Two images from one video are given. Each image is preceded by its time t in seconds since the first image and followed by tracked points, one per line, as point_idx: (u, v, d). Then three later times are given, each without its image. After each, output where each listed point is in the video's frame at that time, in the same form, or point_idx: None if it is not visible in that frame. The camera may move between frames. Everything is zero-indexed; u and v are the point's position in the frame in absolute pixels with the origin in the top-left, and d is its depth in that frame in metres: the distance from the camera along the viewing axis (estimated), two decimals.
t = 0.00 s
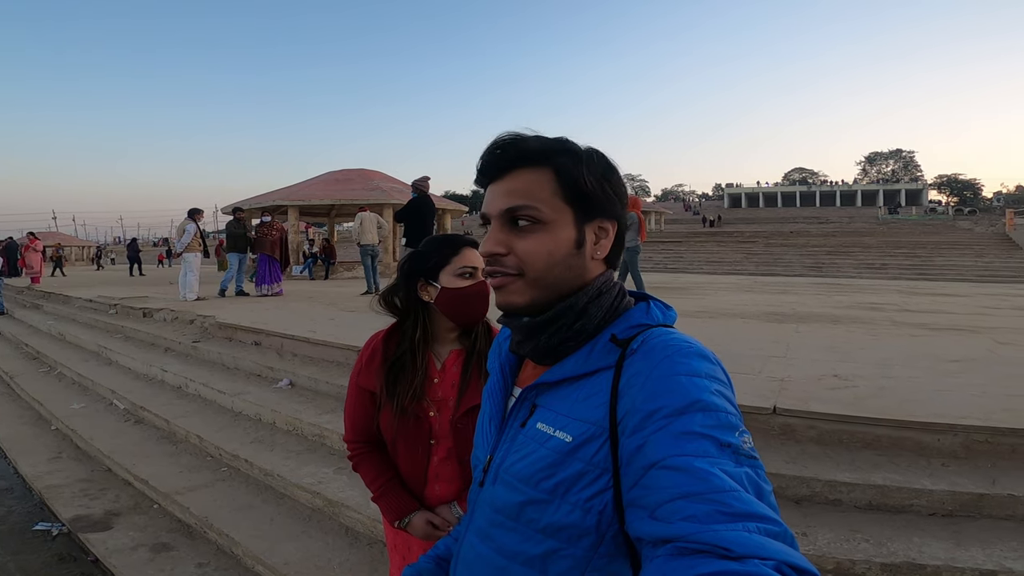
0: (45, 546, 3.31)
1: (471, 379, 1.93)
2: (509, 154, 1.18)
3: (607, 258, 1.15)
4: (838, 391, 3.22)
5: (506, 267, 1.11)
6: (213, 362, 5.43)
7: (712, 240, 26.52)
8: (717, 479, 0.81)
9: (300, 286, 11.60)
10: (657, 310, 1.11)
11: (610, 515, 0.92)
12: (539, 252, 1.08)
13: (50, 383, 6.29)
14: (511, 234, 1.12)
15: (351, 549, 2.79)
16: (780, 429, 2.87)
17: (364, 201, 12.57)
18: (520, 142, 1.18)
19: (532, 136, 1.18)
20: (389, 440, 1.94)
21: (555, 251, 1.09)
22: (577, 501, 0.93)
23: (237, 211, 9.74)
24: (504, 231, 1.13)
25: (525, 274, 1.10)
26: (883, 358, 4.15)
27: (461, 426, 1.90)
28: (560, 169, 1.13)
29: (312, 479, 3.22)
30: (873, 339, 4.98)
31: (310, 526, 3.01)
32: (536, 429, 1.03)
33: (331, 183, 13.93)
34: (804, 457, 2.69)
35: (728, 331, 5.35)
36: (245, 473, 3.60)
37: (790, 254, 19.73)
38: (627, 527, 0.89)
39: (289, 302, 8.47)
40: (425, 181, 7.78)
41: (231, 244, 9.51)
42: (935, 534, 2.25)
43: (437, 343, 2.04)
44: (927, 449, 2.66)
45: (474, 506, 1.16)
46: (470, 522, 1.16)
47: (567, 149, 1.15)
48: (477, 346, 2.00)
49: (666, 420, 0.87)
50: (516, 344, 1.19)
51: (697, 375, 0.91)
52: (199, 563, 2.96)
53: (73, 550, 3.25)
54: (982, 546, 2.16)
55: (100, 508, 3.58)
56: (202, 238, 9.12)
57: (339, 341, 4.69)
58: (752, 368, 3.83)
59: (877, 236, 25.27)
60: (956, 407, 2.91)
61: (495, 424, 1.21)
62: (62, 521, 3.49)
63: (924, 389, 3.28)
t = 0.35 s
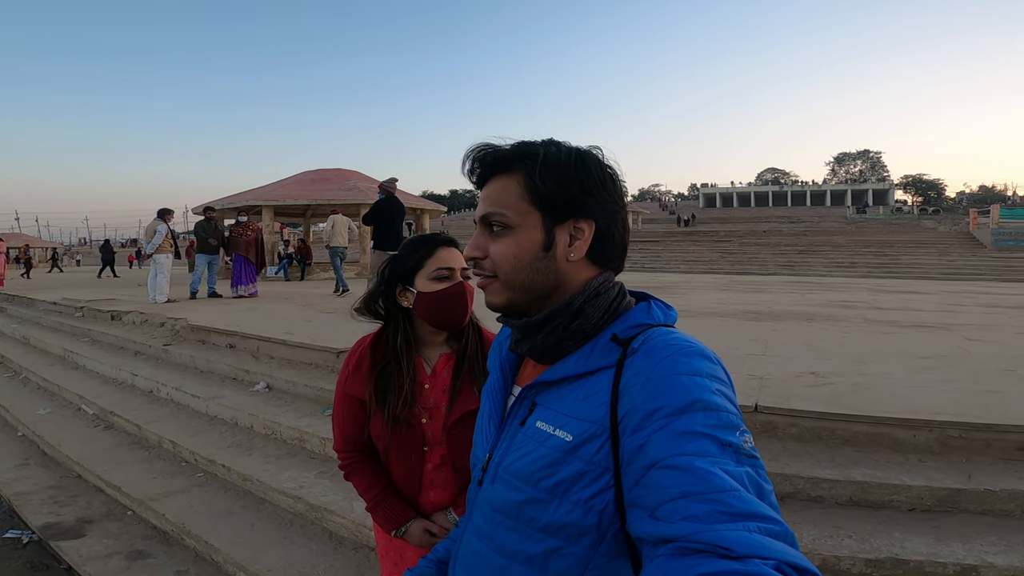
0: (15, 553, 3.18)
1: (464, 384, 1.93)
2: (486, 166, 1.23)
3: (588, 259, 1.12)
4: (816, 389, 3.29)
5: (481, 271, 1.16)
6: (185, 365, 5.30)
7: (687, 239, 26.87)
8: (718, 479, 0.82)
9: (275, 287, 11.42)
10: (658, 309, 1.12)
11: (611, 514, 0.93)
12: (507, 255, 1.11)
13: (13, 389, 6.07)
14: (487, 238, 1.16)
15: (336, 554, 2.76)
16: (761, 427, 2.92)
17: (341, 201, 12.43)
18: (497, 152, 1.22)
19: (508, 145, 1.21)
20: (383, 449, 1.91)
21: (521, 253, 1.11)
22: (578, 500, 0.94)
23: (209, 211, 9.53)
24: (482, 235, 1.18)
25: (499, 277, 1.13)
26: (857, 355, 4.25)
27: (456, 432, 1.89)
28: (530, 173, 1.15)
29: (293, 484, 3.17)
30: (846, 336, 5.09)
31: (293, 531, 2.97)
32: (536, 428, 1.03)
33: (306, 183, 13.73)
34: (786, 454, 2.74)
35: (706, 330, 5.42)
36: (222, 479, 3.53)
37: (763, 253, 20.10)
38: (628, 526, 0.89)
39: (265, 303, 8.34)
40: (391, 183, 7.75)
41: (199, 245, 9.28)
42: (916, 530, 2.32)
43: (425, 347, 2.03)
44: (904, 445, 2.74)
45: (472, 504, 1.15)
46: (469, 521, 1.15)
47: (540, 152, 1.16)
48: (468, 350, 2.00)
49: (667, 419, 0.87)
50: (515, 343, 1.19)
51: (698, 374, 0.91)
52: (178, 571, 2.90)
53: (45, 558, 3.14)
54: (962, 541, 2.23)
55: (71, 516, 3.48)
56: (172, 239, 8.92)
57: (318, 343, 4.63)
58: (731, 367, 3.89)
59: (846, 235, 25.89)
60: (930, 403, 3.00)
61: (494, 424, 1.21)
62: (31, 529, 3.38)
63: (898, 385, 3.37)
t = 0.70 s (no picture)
0: None
1: (447, 384, 1.86)
2: (488, 165, 1.23)
3: (588, 257, 1.12)
4: (799, 385, 3.34)
5: (482, 268, 1.16)
6: (163, 366, 5.21)
7: (669, 235, 27.08)
8: (717, 478, 0.82)
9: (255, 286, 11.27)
10: (657, 309, 1.12)
11: (612, 513, 0.93)
12: (508, 251, 1.11)
13: None
14: (488, 235, 1.16)
15: (322, 556, 2.73)
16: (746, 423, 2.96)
17: (323, 198, 12.30)
18: (499, 150, 1.22)
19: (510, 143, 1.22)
20: (366, 444, 1.92)
21: (522, 251, 1.11)
22: (578, 500, 0.94)
23: (183, 206, 9.29)
24: (482, 233, 1.18)
25: (500, 273, 1.13)
26: (837, 351, 4.32)
27: (433, 432, 1.81)
28: (531, 170, 1.15)
29: (277, 486, 3.13)
30: (827, 332, 5.18)
31: (278, 533, 2.94)
32: (534, 427, 1.03)
33: (287, 180, 13.55)
34: (772, 451, 2.78)
35: (691, 326, 5.47)
36: (203, 481, 3.48)
37: (743, 249, 20.34)
38: (629, 526, 0.90)
39: (245, 302, 8.22)
40: (359, 178, 7.57)
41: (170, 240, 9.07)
42: (900, 526, 2.36)
43: (419, 345, 2.01)
44: (886, 441, 2.79)
45: (471, 504, 1.15)
46: (468, 521, 1.15)
47: (541, 151, 1.16)
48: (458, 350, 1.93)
49: (667, 419, 0.88)
50: (514, 341, 1.19)
51: (698, 373, 0.92)
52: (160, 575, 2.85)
53: (23, 563, 3.06)
54: (945, 536, 2.28)
55: (48, 520, 3.40)
56: (149, 237, 8.75)
57: (300, 342, 4.58)
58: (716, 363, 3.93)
59: (824, 231, 26.31)
60: (911, 398, 3.06)
61: (492, 422, 1.20)
62: (7, 535, 3.29)
63: (879, 381, 3.44)
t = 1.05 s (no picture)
0: None
1: (420, 384, 1.81)
2: (477, 165, 1.24)
3: (572, 259, 1.12)
4: (789, 384, 3.36)
5: (467, 264, 1.17)
6: (151, 364, 5.17)
7: (661, 234, 27.16)
8: (717, 478, 0.82)
9: (246, 283, 11.20)
10: (656, 309, 1.12)
11: (613, 514, 0.92)
12: (491, 249, 1.12)
13: None
14: (475, 233, 1.18)
15: (310, 557, 2.72)
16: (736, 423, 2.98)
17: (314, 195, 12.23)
18: (489, 151, 1.23)
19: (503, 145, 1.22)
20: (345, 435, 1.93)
21: (505, 249, 1.11)
22: (578, 500, 0.94)
23: (168, 204, 9.18)
24: (470, 230, 1.19)
25: (482, 271, 1.14)
26: (827, 350, 4.35)
27: (401, 431, 1.77)
28: (519, 172, 1.15)
29: (265, 486, 3.12)
30: (817, 331, 5.20)
31: (266, 533, 2.92)
32: (534, 428, 1.03)
33: (278, 177, 13.48)
34: (761, 451, 2.79)
35: (682, 326, 5.48)
36: (190, 481, 3.46)
37: (735, 248, 20.41)
38: (629, 526, 0.90)
39: (236, 300, 8.17)
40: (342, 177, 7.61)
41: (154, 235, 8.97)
42: (888, 527, 2.38)
43: (409, 344, 1.99)
44: (875, 441, 2.82)
45: (471, 505, 1.15)
46: (468, 522, 1.15)
47: (531, 153, 1.17)
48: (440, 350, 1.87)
49: (666, 418, 0.88)
50: (510, 343, 1.19)
51: (697, 373, 0.92)
52: None
53: (6, 564, 3.03)
54: (932, 538, 2.30)
55: (32, 520, 3.37)
56: (137, 234, 8.68)
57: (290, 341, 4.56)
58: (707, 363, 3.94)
59: (816, 230, 26.44)
60: (899, 398, 3.09)
61: (491, 423, 1.19)
62: None
63: (868, 381, 3.46)
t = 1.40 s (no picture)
0: None
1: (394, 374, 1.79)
2: (466, 164, 1.23)
3: (569, 254, 1.11)
4: (785, 375, 3.37)
5: (465, 266, 1.16)
6: (146, 354, 5.17)
7: (660, 222, 27.13)
8: (716, 473, 0.82)
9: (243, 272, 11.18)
10: (654, 302, 1.12)
11: (610, 509, 0.93)
12: (489, 249, 1.11)
13: None
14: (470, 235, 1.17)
15: (305, 548, 2.74)
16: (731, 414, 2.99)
17: (311, 183, 12.17)
18: (477, 149, 1.22)
19: (492, 143, 1.21)
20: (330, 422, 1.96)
21: (501, 248, 1.11)
22: (576, 496, 0.93)
23: (163, 193, 9.16)
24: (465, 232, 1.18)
25: (481, 272, 1.13)
26: (824, 341, 4.35)
27: (370, 420, 1.76)
28: (509, 169, 1.14)
29: (260, 477, 3.13)
30: (814, 321, 5.21)
31: (261, 525, 2.94)
32: (531, 422, 1.03)
33: (275, 165, 13.41)
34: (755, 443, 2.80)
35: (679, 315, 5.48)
36: (185, 472, 3.47)
37: (734, 237, 20.37)
38: (627, 522, 0.90)
39: (233, 289, 8.16)
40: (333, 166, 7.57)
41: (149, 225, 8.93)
42: (881, 521, 2.40)
43: (397, 335, 1.99)
44: (870, 434, 2.82)
45: (467, 499, 1.15)
46: (465, 517, 1.15)
47: (520, 151, 1.16)
48: (420, 339, 1.86)
49: (665, 413, 0.88)
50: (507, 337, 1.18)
51: (696, 368, 0.92)
52: (141, 567, 2.85)
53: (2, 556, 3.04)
54: (925, 532, 2.32)
55: (27, 512, 3.38)
56: (132, 223, 8.64)
57: (286, 330, 4.55)
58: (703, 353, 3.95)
59: (816, 219, 26.38)
60: (895, 390, 3.09)
61: (488, 418, 1.19)
62: None
63: (864, 372, 3.46)
